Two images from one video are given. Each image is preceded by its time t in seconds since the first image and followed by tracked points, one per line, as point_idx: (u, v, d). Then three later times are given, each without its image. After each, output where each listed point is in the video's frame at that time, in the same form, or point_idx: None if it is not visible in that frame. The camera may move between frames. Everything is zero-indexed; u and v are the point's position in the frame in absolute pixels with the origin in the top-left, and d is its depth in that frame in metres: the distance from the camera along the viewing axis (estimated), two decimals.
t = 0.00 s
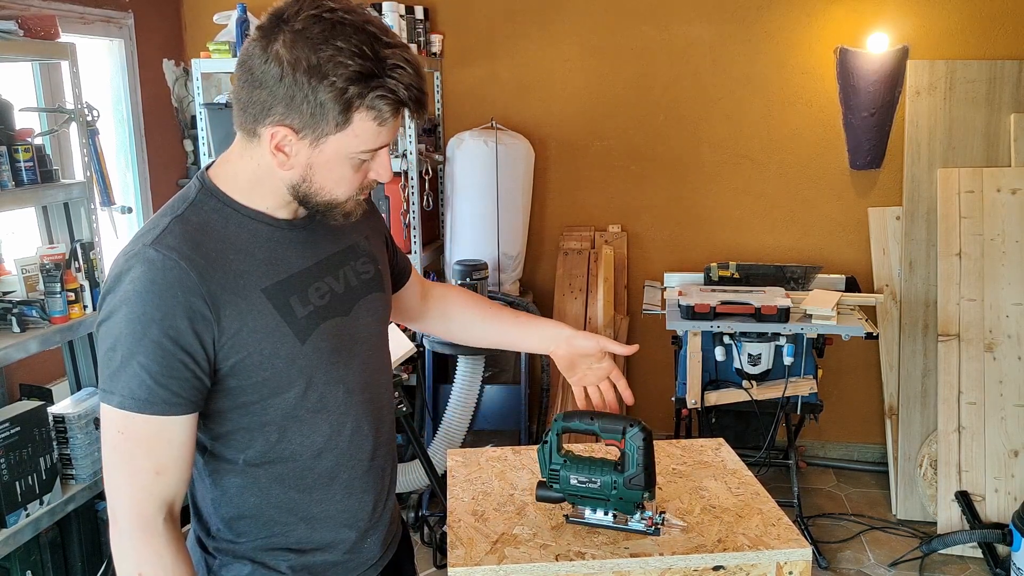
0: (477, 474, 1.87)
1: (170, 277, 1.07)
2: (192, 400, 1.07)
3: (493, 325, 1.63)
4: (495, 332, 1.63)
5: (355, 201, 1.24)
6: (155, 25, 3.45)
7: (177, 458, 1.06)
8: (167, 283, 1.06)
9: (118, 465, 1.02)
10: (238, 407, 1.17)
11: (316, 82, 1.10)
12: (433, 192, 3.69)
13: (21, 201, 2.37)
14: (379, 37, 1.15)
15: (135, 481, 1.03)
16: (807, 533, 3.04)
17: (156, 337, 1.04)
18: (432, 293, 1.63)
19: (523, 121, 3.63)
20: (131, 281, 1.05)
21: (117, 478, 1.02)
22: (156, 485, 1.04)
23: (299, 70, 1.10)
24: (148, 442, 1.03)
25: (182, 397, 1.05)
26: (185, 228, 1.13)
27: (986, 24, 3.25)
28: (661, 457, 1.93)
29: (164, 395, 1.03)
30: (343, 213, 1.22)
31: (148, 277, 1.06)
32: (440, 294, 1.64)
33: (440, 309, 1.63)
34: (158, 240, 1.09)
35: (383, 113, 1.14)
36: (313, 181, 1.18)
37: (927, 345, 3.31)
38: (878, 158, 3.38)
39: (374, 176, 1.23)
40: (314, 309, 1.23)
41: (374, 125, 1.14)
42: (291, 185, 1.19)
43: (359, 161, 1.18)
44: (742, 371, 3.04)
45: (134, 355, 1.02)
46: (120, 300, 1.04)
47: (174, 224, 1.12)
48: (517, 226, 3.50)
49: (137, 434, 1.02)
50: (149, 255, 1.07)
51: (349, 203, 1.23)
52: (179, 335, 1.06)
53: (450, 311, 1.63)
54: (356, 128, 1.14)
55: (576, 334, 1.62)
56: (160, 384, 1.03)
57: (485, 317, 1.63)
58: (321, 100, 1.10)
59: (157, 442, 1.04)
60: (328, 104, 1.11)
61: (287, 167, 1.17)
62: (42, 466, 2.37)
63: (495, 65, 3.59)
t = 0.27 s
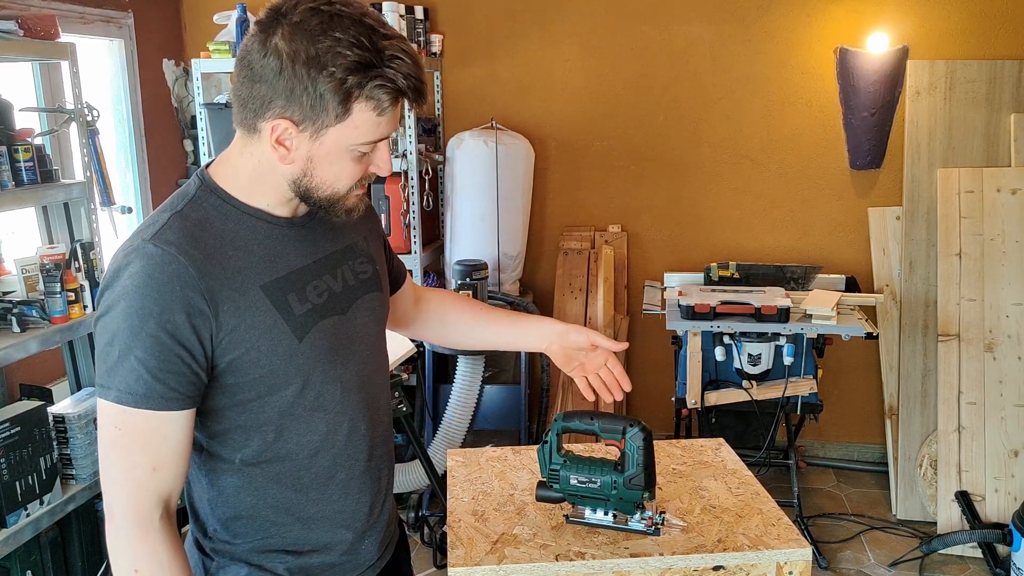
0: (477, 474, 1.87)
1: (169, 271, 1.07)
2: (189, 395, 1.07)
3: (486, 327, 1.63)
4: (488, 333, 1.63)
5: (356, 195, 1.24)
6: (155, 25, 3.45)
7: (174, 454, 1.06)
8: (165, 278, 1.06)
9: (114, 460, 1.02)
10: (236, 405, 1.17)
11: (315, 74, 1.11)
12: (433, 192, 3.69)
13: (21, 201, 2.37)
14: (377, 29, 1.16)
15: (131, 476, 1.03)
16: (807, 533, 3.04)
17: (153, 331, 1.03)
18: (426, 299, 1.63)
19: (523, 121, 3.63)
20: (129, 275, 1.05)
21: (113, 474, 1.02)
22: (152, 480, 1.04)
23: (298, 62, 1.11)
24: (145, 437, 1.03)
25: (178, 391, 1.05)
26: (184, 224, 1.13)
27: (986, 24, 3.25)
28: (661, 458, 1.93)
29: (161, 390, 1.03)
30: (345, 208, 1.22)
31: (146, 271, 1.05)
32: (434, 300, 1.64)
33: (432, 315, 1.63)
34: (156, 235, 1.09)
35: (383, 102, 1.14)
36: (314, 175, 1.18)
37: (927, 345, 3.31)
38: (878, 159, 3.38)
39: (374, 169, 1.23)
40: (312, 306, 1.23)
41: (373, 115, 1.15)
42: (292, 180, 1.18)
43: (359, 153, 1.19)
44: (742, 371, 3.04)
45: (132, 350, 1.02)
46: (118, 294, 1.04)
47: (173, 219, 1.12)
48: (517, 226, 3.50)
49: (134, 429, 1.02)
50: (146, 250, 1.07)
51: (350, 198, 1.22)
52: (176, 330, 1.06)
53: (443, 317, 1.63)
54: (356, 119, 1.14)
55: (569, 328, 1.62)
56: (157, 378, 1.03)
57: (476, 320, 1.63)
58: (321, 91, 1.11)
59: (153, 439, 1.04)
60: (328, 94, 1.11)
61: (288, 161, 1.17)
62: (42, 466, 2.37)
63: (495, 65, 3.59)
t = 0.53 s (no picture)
0: (478, 474, 1.87)
1: (171, 266, 1.08)
2: (191, 390, 1.07)
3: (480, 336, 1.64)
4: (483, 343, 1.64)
5: (361, 192, 1.24)
6: (155, 25, 3.45)
7: (175, 448, 1.06)
8: (167, 272, 1.07)
9: (116, 453, 1.03)
10: (239, 400, 1.17)
11: (317, 69, 1.11)
12: (433, 192, 3.69)
13: (22, 201, 2.37)
14: (378, 25, 1.16)
15: (132, 470, 1.03)
16: (807, 533, 3.04)
17: (155, 325, 1.04)
18: (421, 308, 1.63)
19: (523, 121, 3.63)
20: (132, 270, 1.06)
21: (115, 467, 1.03)
22: (153, 474, 1.05)
23: (301, 57, 1.11)
24: (146, 431, 1.04)
25: (180, 385, 1.05)
26: (186, 220, 1.14)
27: (986, 24, 3.25)
28: (661, 458, 1.94)
29: (163, 383, 1.04)
30: (349, 204, 1.22)
31: (148, 266, 1.06)
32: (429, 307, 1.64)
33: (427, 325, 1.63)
34: (159, 231, 1.10)
35: (385, 97, 1.14)
36: (318, 171, 1.18)
37: (927, 345, 3.32)
38: (878, 159, 3.38)
39: (378, 166, 1.23)
40: (313, 303, 1.24)
41: (376, 110, 1.15)
42: (296, 177, 1.19)
43: (363, 149, 1.19)
44: (742, 371, 3.04)
45: (134, 343, 1.03)
46: (121, 289, 1.05)
47: (176, 216, 1.13)
48: (517, 226, 3.50)
49: (135, 423, 1.03)
50: (149, 245, 1.08)
51: (355, 195, 1.23)
52: (178, 325, 1.07)
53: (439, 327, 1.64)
54: (358, 114, 1.14)
55: (564, 335, 1.63)
56: (158, 372, 1.04)
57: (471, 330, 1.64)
58: (323, 86, 1.11)
59: (156, 434, 1.04)
60: (330, 89, 1.11)
61: (292, 158, 1.17)
62: (43, 466, 2.37)
63: (495, 65, 3.59)
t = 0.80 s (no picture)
0: (478, 474, 1.87)
1: (182, 258, 1.08)
2: (202, 381, 1.08)
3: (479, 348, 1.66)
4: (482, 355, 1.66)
5: (369, 186, 1.24)
6: (155, 24, 3.45)
7: (189, 439, 1.07)
8: (178, 264, 1.07)
9: (131, 445, 1.04)
10: (250, 394, 1.17)
11: (323, 61, 1.12)
12: (433, 192, 3.69)
13: (22, 201, 2.37)
14: (381, 17, 1.17)
15: (146, 461, 1.04)
16: (807, 533, 3.04)
17: (166, 316, 1.04)
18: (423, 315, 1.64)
19: (523, 121, 3.63)
20: (144, 263, 1.07)
21: (130, 459, 1.04)
22: (168, 465, 1.05)
23: (306, 50, 1.12)
24: (160, 422, 1.04)
25: (191, 376, 1.06)
26: (197, 214, 1.14)
27: (986, 24, 3.25)
28: (661, 457, 1.94)
29: (175, 374, 1.04)
30: (358, 197, 1.22)
31: (159, 258, 1.07)
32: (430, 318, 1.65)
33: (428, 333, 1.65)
34: (170, 225, 1.11)
35: (390, 87, 1.15)
36: (327, 164, 1.19)
37: (927, 345, 3.31)
38: (878, 159, 3.39)
39: (386, 159, 1.23)
40: (323, 297, 1.23)
41: (382, 100, 1.15)
42: (305, 171, 1.19)
43: (370, 141, 1.19)
44: (742, 371, 3.04)
45: (146, 335, 1.03)
46: (132, 282, 1.06)
47: (187, 211, 1.14)
48: (518, 226, 3.50)
49: (150, 414, 1.04)
50: (160, 238, 1.09)
51: (364, 188, 1.23)
52: (189, 316, 1.07)
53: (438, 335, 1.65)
54: (365, 105, 1.15)
55: (563, 355, 1.65)
56: (170, 363, 1.04)
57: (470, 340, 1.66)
58: (330, 78, 1.12)
59: (169, 426, 1.05)
60: (336, 80, 1.12)
61: (301, 152, 1.18)
62: (43, 466, 2.37)
63: (495, 65, 3.59)
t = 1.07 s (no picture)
0: (478, 474, 1.87)
1: (196, 251, 1.08)
2: (216, 372, 1.08)
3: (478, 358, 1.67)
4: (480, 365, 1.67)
5: (377, 181, 1.24)
6: (155, 24, 3.46)
7: (204, 431, 1.07)
8: (192, 257, 1.08)
9: (147, 438, 1.04)
10: (262, 387, 1.17)
11: (332, 52, 1.13)
12: (433, 192, 3.69)
13: (22, 201, 2.37)
14: (388, 12, 1.18)
15: (163, 453, 1.05)
16: (807, 533, 3.04)
17: (181, 308, 1.05)
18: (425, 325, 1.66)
19: (524, 120, 3.63)
20: (157, 256, 1.07)
21: (147, 452, 1.05)
22: (185, 457, 1.06)
23: (315, 42, 1.13)
24: (174, 415, 1.05)
25: (206, 367, 1.06)
26: (209, 209, 1.14)
27: (986, 24, 3.25)
28: (661, 457, 1.94)
29: (190, 366, 1.04)
30: (366, 191, 1.22)
31: (173, 251, 1.07)
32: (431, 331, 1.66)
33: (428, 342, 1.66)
34: (183, 219, 1.11)
35: (398, 78, 1.15)
36: (335, 157, 1.19)
37: (927, 345, 3.31)
38: (878, 159, 3.39)
39: (394, 153, 1.24)
40: (334, 292, 1.23)
41: (389, 92, 1.16)
42: (314, 165, 1.19)
43: (378, 134, 1.19)
44: (742, 371, 3.04)
45: (161, 327, 1.04)
46: (147, 275, 1.06)
47: (199, 206, 1.14)
48: (518, 226, 3.50)
49: (165, 407, 1.04)
50: (173, 232, 1.09)
51: (371, 182, 1.23)
52: (203, 308, 1.07)
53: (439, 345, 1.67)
54: (373, 96, 1.15)
55: (560, 366, 1.65)
56: (185, 355, 1.04)
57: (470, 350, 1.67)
58: (339, 69, 1.12)
59: (183, 418, 1.05)
60: (345, 71, 1.13)
61: (310, 144, 1.18)
62: (43, 466, 2.37)
63: (495, 65, 3.59)
